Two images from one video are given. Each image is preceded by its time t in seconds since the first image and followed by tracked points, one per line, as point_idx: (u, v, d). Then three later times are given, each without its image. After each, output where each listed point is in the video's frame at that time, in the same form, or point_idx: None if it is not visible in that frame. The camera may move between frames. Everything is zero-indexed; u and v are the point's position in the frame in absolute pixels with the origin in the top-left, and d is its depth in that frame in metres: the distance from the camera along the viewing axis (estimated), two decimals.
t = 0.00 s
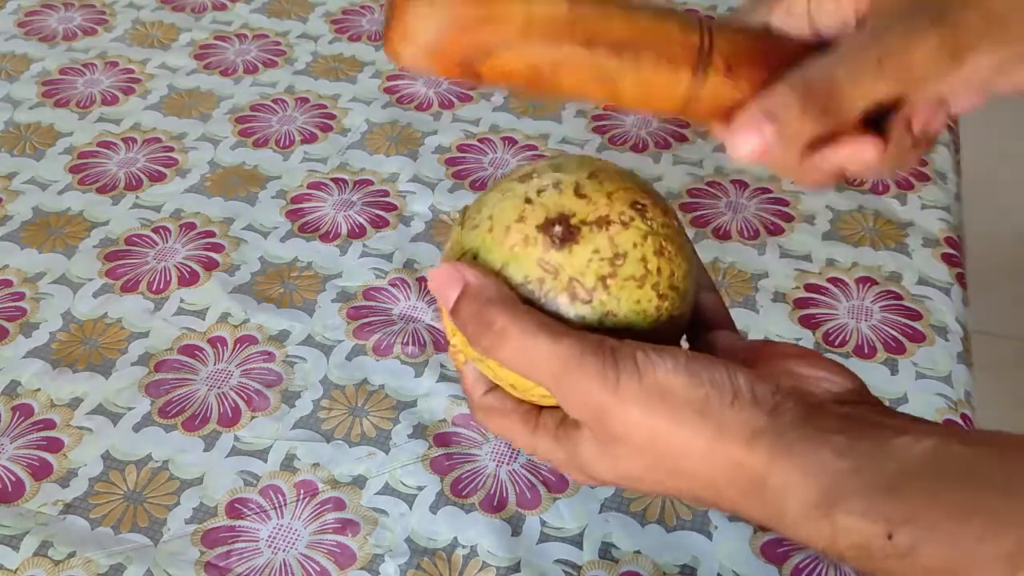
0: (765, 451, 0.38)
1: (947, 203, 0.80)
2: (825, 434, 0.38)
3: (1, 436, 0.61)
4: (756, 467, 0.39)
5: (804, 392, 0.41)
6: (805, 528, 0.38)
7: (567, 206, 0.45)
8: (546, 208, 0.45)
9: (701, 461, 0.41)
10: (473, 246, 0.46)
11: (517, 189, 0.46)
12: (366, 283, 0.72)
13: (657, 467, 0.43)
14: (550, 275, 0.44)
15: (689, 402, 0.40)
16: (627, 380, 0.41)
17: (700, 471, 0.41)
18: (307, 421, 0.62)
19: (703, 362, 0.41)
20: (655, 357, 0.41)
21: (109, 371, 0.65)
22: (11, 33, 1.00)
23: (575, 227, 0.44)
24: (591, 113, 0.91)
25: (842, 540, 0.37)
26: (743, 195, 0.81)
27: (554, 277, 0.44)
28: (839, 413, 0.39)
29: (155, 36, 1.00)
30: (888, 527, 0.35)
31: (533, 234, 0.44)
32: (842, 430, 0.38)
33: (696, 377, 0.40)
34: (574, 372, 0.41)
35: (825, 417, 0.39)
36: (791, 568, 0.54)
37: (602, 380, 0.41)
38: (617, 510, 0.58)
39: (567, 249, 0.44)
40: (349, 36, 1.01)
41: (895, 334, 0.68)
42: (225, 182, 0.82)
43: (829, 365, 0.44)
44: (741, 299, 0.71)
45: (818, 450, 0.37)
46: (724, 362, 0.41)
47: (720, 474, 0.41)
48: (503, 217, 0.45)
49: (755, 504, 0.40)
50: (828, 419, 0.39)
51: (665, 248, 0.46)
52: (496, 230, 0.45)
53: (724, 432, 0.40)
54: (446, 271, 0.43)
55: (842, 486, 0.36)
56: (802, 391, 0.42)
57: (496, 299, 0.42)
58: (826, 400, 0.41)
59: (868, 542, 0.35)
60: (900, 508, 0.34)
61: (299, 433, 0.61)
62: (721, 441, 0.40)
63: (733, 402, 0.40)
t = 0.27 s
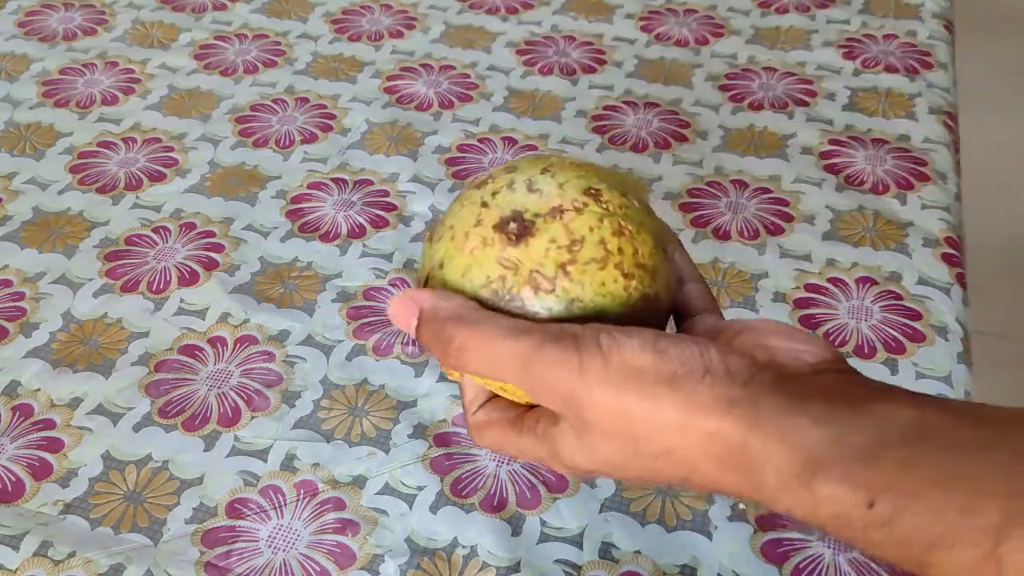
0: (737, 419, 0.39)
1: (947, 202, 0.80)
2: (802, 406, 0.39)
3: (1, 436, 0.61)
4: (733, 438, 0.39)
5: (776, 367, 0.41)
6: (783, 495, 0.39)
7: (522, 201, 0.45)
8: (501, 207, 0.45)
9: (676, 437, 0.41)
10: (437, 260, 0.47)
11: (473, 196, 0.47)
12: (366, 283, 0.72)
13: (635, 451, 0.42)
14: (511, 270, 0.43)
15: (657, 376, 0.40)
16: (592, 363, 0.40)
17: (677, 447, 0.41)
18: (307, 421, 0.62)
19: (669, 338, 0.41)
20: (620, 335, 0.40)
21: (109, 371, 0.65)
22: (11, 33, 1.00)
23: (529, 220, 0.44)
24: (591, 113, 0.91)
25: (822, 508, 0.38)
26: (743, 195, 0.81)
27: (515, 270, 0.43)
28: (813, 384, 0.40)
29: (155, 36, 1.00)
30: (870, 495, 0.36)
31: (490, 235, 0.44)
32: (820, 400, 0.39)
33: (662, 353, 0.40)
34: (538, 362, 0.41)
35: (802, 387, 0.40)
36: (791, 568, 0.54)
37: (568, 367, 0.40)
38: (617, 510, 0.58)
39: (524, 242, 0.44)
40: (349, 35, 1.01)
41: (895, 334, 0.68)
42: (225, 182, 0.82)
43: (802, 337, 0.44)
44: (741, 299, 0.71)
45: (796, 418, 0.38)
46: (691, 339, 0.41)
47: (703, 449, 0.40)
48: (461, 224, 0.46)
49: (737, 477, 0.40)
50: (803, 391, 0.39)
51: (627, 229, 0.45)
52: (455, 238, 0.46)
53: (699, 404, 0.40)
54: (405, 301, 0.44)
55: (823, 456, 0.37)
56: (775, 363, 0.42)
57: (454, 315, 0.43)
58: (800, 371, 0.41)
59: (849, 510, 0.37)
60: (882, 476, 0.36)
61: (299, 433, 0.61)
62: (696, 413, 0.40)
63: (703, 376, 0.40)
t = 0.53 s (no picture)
0: (758, 450, 0.35)
1: (947, 202, 0.80)
2: (829, 429, 0.35)
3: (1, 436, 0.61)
4: (757, 465, 0.35)
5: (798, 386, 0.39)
6: (809, 527, 0.35)
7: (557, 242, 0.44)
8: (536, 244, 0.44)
9: (701, 472, 0.38)
10: (475, 290, 0.47)
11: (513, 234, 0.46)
12: (366, 283, 0.72)
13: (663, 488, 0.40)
14: (542, 315, 0.43)
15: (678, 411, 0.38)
16: (611, 411, 0.39)
17: (702, 480, 0.38)
18: (307, 421, 0.62)
19: (688, 374, 0.39)
20: (638, 377, 0.39)
21: (109, 371, 0.65)
22: (11, 33, 1.00)
23: (566, 263, 0.43)
24: (591, 112, 0.91)
25: (850, 540, 0.33)
26: (743, 195, 0.81)
27: (544, 315, 0.43)
28: (839, 411, 0.36)
29: (155, 36, 1.00)
30: (900, 527, 0.31)
31: (525, 271, 0.44)
32: (846, 427, 0.35)
33: (678, 388, 0.38)
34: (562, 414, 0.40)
35: (827, 414, 0.36)
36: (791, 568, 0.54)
37: (589, 412, 0.40)
38: (617, 510, 0.58)
39: (556, 285, 0.43)
40: (349, 35, 1.01)
41: (895, 334, 0.68)
42: (225, 182, 0.82)
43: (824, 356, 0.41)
44: (741, 299, 0.71)
45: (820, 448, 0.34)
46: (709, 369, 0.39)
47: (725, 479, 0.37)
48: (501, 258, 0.45)
49: (762, 506, 0.37)
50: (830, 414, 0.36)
51: (663, 278, 0.44)
52: (493, 272, 0.45)
53: (718, 433, 0.37)
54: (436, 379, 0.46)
55: (848, 484, 0.33)
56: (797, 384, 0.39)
57: (484, 374, 0.43)
58: (823, 392, 0.38)
59: (876, 542, 0.32)
60: (912, 507, 0.31)
61: (299, 433, 0.61)
62: (715, 443, 0.37)
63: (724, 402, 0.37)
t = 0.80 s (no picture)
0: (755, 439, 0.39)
1: (947, 202, 0.80)
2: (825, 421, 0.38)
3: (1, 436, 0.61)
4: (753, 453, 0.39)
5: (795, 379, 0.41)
6: (807, 515, 0.38)
7: (536, 218, 0.43)
8: (514, 218, 0.43)
9: (698, 454, 0.41)
10: (452, 271, 0.46)
11: (489, 205, 0.45)
12: (366, 283, 0.72)
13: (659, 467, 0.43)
14: (522, 292, 0.42)
15: (674, 397, 0.41)
16: (605, 393, 0.41)
17: (698, 462, 0.41)
18: (307, 421, 0.62)
19: (686, 358, 0.41)
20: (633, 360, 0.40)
21: (109, 371, 0.65)
22: (11, 33, 1.00)
23: (544, 238, 0.42)
24: (591, 113, 0.91)
25: (845, 528, 0.36)
26: (743, 195, 0.81)
27: (524, 293, 0.42)
28: (837, 404, 0.39)
29: (155, 36, 1.00)
30: (893, 516, 0.34)
31: (504, 250, 0.43)
32: (843, 418, 0.37)
33: (676, 374, 0.41)
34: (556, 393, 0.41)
35: (824, 407, 0.39)
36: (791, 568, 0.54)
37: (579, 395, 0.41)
38: (617, 510, 0.58)
39: (535, 261, 0.42)
40: (349, 35, 1.01)
41: (895, 334, 0.68)
42: (225, 182, 0.82)
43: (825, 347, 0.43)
44: (741, 299, 0.71)
45: (815, 439, 0.37)
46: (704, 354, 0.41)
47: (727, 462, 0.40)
48: (478, 235, 0.44)
49: (757, 490, 0.40)
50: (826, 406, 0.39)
51: (646, 247, 0.43)
52: (470, 251, 0.44)
53: (716, 420, 0.40)
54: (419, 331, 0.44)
55: (841, 474, 0.36)
56: (797, 376, 0.42)
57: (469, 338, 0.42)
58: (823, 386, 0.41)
59: (870, 530, 0.35)
60: (902, 496, 0.34)
61: (299, 433, 0.61)
62: (714, 429, 0.40)
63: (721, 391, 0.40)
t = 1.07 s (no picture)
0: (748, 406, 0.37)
1: (947, 202, 0.80)
2: (822, 393, 0.36)
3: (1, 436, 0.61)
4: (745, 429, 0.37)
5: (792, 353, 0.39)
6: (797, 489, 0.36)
7: (542, 181, 0.42)
8: (522, 181, 0.43)
9: (688, 422, 0.39)
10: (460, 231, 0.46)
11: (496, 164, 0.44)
12: (365, 283, 0.72)
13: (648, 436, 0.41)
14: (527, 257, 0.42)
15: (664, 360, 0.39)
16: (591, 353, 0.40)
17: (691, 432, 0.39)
18: (307, 421, 0.62)
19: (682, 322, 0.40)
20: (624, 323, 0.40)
21: (109, 371, 0.65)
22: (11, 33, 1.00)
23: (548, 203, 0.42)
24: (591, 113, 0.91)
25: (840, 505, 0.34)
26: (743, 195, 0.81)
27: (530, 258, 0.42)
28: (837, 375, 0.37)
29: (155, 36, 1.00)
30: (891, 493, 0.32)
31: (510, 214, 0.43)
32: (842, 391, 0.35)
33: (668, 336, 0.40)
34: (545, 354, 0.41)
35: (823, 379, 0.36)
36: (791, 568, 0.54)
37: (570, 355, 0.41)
38: (617, 510, 0.58)
39: (540, 226, 0.42)
40: (349, 36, 1.01)
41: (895, 334, 0.68)
42: (225, 182, 0.82)
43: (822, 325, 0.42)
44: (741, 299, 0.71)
45: (811, 411, 0.35)
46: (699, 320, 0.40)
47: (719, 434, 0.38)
48: (485, 194, 0.44)
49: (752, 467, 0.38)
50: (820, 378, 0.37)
51: (654, 212, 0.42)
52: (477, 212, 0.44)
53: (710, 386, 0.38)
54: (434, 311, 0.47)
55: (838, 449, 0.34)
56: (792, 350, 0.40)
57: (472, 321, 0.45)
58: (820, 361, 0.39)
59: (868, 506, 0.33)
60: (903, 471, 0.32)
61: (299, 433, 0.61)
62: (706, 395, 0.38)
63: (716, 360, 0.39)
